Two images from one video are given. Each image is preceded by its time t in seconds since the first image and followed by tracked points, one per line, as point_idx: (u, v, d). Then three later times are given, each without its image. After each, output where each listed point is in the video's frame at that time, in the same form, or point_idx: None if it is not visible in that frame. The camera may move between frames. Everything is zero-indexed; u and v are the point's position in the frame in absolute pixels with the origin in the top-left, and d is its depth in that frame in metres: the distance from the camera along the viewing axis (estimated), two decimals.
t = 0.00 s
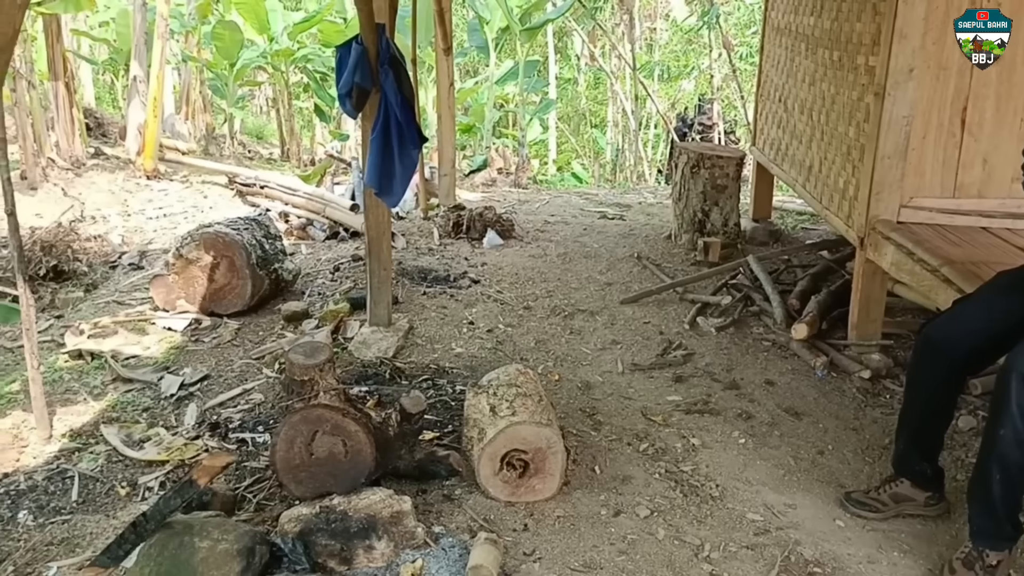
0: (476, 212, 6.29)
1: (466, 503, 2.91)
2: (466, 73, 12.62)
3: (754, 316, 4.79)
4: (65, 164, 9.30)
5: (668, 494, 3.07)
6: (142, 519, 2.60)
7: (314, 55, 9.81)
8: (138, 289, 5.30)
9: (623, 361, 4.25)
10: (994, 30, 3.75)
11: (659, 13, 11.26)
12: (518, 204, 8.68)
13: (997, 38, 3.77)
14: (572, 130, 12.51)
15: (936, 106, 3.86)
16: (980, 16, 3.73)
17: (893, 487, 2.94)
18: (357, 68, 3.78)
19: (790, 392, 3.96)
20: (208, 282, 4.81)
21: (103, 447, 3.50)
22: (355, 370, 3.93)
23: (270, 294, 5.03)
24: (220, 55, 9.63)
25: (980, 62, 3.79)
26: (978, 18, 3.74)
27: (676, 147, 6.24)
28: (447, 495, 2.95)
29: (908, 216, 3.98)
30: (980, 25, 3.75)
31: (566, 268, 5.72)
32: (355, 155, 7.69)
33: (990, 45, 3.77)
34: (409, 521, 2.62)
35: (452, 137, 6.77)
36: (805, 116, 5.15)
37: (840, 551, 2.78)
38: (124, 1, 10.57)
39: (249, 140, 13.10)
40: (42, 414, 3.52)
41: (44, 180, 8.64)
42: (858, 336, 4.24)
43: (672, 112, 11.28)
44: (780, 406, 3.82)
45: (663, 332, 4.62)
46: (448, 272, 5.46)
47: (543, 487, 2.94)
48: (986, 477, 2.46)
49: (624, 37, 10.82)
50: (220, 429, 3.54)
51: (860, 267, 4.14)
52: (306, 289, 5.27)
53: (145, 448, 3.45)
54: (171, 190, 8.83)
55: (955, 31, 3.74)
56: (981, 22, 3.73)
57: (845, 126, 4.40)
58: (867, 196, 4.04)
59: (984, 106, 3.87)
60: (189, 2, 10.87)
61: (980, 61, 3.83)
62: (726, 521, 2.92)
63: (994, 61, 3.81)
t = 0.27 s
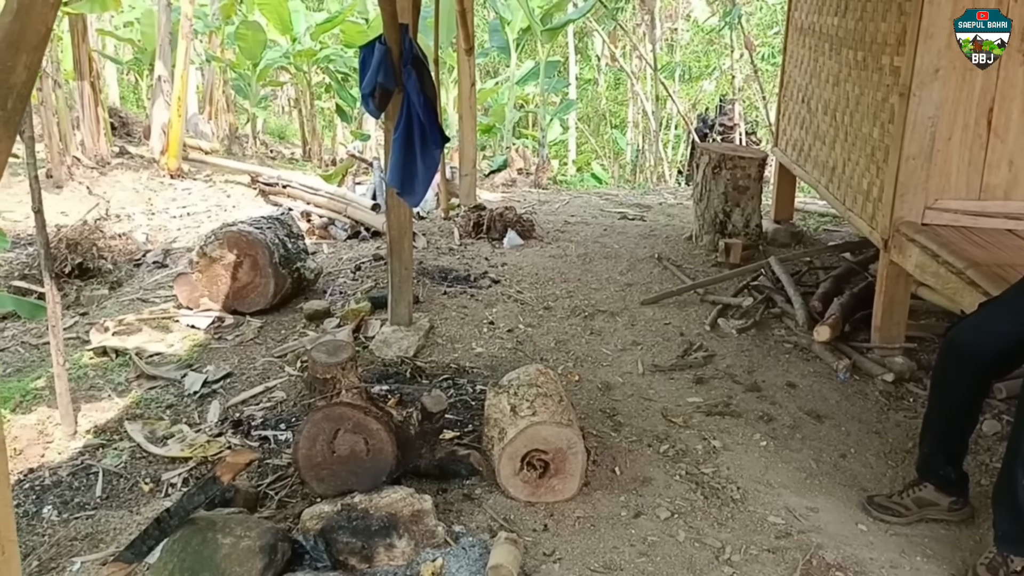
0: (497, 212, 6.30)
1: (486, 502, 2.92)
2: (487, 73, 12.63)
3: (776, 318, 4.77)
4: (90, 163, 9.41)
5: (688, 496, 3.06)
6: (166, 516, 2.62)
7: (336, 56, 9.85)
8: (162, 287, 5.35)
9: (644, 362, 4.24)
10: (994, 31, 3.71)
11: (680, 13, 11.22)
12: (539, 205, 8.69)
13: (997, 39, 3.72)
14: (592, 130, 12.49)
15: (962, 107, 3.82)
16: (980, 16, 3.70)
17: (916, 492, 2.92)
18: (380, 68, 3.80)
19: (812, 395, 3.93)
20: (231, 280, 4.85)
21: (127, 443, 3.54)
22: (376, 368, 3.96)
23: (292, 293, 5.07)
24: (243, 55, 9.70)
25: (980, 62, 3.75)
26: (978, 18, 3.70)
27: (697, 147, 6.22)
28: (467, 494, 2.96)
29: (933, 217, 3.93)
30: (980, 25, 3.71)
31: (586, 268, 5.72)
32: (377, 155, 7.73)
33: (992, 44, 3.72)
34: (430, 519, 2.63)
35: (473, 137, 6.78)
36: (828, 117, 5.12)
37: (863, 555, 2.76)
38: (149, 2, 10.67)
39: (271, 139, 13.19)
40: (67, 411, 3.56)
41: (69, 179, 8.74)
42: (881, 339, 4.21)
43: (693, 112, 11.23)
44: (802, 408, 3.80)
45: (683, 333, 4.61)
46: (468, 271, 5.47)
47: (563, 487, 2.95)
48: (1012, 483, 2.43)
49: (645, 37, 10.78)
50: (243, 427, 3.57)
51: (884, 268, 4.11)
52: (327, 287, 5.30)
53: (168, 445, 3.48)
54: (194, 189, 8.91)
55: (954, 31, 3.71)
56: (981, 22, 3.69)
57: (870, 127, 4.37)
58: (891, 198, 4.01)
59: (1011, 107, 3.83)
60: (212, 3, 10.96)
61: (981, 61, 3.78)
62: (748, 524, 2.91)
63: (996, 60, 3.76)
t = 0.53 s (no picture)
0: (515, 213, 6.31)
1: (504, 502, 2.92)
2: (505, 74, 12.64)
3: (795, 320, 4.74)
4: (111, 163, 9.50)
5: (706, 497, 3.05)
6: (186, 512, 2.65)
7: (355, 57, 9.87)
8: (182, 286, 5.39)
9: (661, 363, 4.23)
10: (994, 31, 3.66)
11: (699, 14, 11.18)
12: (556, 206, 8.69)
13: (997, 39, 3.68)
14: (609, 131, 12.48)
15: (985, 108, 3.78)
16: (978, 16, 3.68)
17: (937, 495, 2.90)
18: (400, 68, 3.81)
19: (832, 397, 3.91)
20: (251, 279, 4.88)
21: (147, 440, 3.57)
22: (394, 368, 3.97)
23: (311, 292, 5.10)
24: (263, 56, 9.75)
25: (980, 62, 3.71)
26: (977, 18, 3.67)
27: (716, 148, 6.20)
28: (484, 493, 2.96)
29: (955, 220, 3.90)
30: (978, 26, 3.67)
31: (603, 269, 5.71)
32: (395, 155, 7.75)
33: (990, 46, 3.68)
34: (448, 518, 2.63)
35: (491, 138, 6.79)
36: (849, 118, 5.09)
37: (883, 559, 2.74)
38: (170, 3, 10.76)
39: (290, 140, 13.26)
40: (88, 407, 3.59)
41: (91, 178, 8.83)
42: (901, 341, 4.18)
43: (711, 113, 11.19)
44: (821, 411, 3.78)
45: (701, 335, 4.59)
46: (485, 271, 5.48)
47: (580, 488, 2.94)
48: None
49: (664, 38, 10.76)
50: (262, 424, 3.59)
51: (904, 271, 4.08)
52: (346, 287, 5.33)
53: (188, 442, 3.50)
54: (214, 189, 8.98)
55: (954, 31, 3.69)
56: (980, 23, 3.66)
57: (891, 128, 4.34)
58: (912, 200, 3.98)
59: None
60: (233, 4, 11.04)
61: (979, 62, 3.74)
62: (766, 526, 2.90)
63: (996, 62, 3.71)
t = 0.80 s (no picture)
0: (530, 213, 6.31)
1: (519, 502, 2.92)
2: (521, 74, 12.65)
3: (812, 321, 4.72)
4: (130, 162, 9.57)
5: (723, 499, 3.04)
6: (204, 510, 2.65)
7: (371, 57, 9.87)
8: (200, 285, 5.43)
9: (677, 364, 4.22)
10: (994, 31, 3.65)
11: (716, 15, 11.14)
12: (572, 206, 8.69)
13: (998, 39, 3.66)
14: (625, 132, 12.45)
15: (1005, 109, 3.75)
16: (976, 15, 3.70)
17: (956, 498, 2.87)
18: (417, 68, 3.83)
19: (849, 399, 3.89)
20: (268, 278, 4.92)
21: (165, 438, 3.59)
22: (410, 367, 3.98)
23: (327, 291, 5.12)
24: (280, 56, 9.80)
25: (980, 62, 3.69)
26: (978, 18, 3.68)
27: (733, 149, 6.17)
28: (500, 493, 2.96)
29: (974, 221, 3.88)
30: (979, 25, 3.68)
31: (619, 269, 5.70)
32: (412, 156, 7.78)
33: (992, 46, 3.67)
34: (464, 518, 2.64)
35: (507, 139, 6.80)
36: (867, 118, 5.06)
37: (901, 562, 2.72)
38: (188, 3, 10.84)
39: (306, 140, 13.32)
40: (107, 405, 3.62)
41: (110, 177, 8.90)
42: (920, 343, 4.15)
43: (727, 114, 11.15)
44: (838, 413, 3.76)
45: (717, 336, 4.58)
46: (501, 272, 5.48)
47: (596, 488, 2.94)
48: None
49: (680, 38, 10.72)
50: (279, 423, 3.60)
51: (923, 272, 4.05)
52: (362, 286, 5.35)
53: (206, 440, 3.53)
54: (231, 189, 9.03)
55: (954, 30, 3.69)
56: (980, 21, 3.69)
57: (910, 129, 4.31)
58: (931, 200, 3.95)
59: None
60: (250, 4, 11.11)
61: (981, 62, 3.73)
62: (783, 528, 2.89)
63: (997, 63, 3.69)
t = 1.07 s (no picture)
0: (543, 213, 6.31)
1: (531, 501, 2.92)
2: (533, 75, 12.65)
3: (826, 322, 4.70)
4: (144, 162, 9.63)
5: (735, 500, 3.03)
6: (217, 507, 2.66)
7: (385, 58, 9.88)
8: (214, 284, 5.46)
9: (690, 365, 4.21)
10: (994, 31, 3.64)
11: (729, 15, 11.11)
12: (584, 207, 8.68)
13: (997, 39, 3.64)
14: (637, 133, 12.44)
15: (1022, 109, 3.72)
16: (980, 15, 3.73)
17: (972, 499, 2.86)
18: (431, 69, 3.84)
19: (863, 401, 3.87)
20: (282, 278, 4.94)
21: (179, 436, 3.61)
22: (422, 366, 3.99)
23: (340, 291, 5.14)
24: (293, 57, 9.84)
25: (979, 62, 3.69)
26: (978, 18, 3.70)
27: (746, 149, 6.16)
28: (512, 492, 2.96)
29: (989, 221, 3.85)
30: (980, 25, 3.69)
31: (631, 270, 5.69)
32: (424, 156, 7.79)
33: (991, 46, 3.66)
34: (476, 517, 2.64)
35: (520, 139, 6.80)
36: (882, 118, 5.03)
37: (914, 564, 2.70)
38: (203, 4, 10.90)
39: (319, 141, 13.36)
40: (121, 403, 3.65)
41: (125, 177, 8.96)
42: (935, 344, 4.12)
43: (740, 114, 11.11)
44: (852, 414, 3.74)
45: (730, 336, 4.56)
46: (513, 272, 5.48)
47: (608, 488, 2.94)
48: None
49: (693, 39, 10.70)
50: (291, 421, 3.61)
51: (938, 273, 4.02)
52: (374, 286, 5.37)
53: (219, 438, 3.55)
54: (245, 189, 9.07)
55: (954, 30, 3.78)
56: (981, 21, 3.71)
57: (925, 129, 4.29)
58: (946, 201, 3.93)
59: None
60: (264, 5, 11.15)
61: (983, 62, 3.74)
62: (796, 530, 2.87)
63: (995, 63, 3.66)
